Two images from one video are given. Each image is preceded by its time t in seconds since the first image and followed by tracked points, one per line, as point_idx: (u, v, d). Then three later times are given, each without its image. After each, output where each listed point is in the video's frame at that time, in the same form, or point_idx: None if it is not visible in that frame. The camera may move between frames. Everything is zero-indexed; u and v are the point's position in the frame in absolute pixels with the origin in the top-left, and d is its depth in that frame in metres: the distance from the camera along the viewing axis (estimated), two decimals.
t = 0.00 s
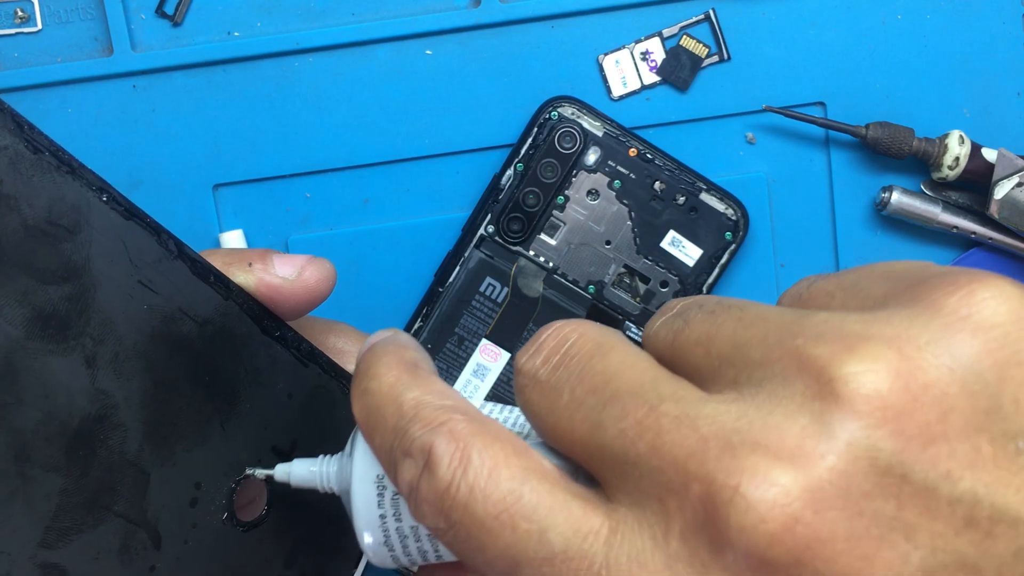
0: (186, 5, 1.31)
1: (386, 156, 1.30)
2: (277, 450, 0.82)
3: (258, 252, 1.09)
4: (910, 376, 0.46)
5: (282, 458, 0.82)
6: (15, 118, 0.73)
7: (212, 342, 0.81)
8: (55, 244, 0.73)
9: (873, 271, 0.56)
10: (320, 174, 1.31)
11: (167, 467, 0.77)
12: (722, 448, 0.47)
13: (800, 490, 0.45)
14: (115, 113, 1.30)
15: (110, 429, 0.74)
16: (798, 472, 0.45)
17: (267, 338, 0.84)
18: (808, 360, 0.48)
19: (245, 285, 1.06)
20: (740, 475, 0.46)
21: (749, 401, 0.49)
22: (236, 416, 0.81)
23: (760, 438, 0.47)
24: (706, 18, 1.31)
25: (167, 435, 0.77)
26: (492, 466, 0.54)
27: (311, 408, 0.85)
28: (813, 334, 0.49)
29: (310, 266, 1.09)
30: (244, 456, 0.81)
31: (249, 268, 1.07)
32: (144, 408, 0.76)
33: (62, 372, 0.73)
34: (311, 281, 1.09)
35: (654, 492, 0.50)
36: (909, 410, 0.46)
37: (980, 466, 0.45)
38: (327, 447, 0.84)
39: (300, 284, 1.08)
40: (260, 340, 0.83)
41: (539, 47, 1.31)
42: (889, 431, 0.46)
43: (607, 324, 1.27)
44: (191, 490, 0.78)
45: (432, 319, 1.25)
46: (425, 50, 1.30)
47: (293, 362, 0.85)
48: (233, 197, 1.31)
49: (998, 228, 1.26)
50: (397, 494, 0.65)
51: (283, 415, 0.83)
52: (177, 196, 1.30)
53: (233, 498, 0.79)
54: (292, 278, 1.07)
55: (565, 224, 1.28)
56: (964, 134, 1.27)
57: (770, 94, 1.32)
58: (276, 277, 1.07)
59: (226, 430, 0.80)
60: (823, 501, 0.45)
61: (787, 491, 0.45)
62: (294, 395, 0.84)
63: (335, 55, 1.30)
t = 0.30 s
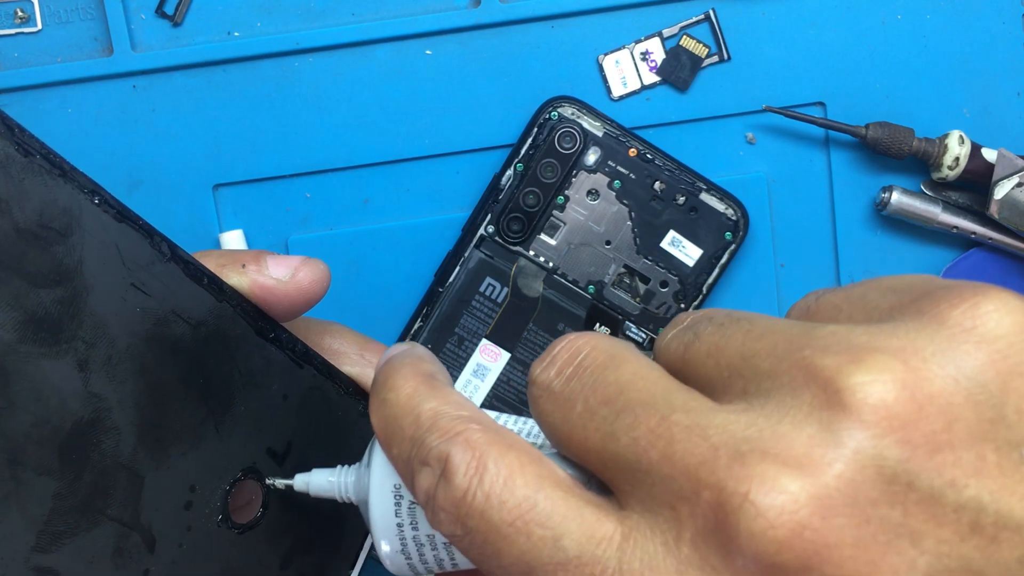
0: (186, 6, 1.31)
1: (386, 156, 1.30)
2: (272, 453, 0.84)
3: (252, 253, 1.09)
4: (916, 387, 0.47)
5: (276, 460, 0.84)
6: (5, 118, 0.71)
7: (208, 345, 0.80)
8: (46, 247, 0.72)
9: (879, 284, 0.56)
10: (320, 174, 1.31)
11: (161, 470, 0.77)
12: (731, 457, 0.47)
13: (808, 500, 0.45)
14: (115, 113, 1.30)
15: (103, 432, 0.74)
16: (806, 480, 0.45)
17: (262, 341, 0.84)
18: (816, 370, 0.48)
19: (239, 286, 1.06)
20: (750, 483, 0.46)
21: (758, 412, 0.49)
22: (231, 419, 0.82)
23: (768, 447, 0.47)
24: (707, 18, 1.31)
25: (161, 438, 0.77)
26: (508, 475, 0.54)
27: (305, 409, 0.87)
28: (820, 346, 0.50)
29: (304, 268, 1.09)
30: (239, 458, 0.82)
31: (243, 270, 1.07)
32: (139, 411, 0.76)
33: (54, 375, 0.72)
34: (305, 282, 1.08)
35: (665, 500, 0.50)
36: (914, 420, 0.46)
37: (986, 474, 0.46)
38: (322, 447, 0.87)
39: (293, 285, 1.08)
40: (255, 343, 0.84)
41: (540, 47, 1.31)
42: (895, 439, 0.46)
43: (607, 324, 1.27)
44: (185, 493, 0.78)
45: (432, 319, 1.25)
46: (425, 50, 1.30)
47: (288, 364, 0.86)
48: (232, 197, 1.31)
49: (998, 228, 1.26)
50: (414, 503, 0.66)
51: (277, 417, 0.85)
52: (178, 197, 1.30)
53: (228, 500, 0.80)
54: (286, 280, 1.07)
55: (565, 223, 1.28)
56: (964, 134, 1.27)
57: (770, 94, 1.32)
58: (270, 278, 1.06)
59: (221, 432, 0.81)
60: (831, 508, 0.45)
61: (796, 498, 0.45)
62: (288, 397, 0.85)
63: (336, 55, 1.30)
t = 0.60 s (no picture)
0: (186, 5, 1.31)
1: (386, 156, 1.30)
2: (272, 452, 0.83)
3: (252, 254, 1.09)
4: (907, 432, 0.47)
5: (278, 459, 0.83)
6: (6, 120, 0.71)
7: (208, 345, 0.80)
8: (47, 248, 0.72)
9: (867, 320, 0.57)
10: (320, 174, 1.31)
11: (161, 469, 0.77)
12: (723, 505, 0.47)
13: (803, 549, 0.45)
14: (115, 113, 1.30)
15: (103, 433, 0.74)
16: (799, 529, 0.45)
17: (263, 341, 0.83)
18: (806, 415, 0.48)
19: (239, 286, 1.06)
20: (742, 533, 0.45)
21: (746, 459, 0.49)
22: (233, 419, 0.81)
23: (756, 495, 0.47)
24: (707, 18, 1.31)
25: (161, 438, 0.77)
26: (499, 524, 0.54)
27: (306, 409, 0.85)
28: (811, 388, 0.49)
29: (304, 267, 1.09)
30: (240, 458, 0.81)
31: (243, 270, 1.07)
32: (138, 412, 0.75)
33: (55, 376, 0.72)
34: (305, 281, 1.08)
35: (658, 546, 0.49)
36: (906, 464, 0.46)
37: (979, 517, 0.46)
38: (324, 446, 0.85)
39: (292, 284, 1.08)
40: (256, 343, 0.82)
41: (540, 47, 1.31)
42: (888, 485, 0.46)
43: (607, 324, 1.27)
44: (186, 493, 0.78)
45: (431, 319, 1.26)
46: (425, 50, 1.30)
47: (289, 363, 0.84)
48: (233, 196, 1.31)
49: (998, 228, 1.26)
50: (406, 549, 0.69)
51: (279, 417, 0.83)
52: (178, 197, 1.30)
53: (228, 501, 0.80)
54: (286, 279, 1.07)
55: (565, 223, 1.28)
56: (964, 134, 1.27)
57: (771, 94, 1.32)
58: (269, 278, 1.06)
59: (221, 432, 0.80)
60: (824, 558, 0.45)
61: (788, 548, 0.45)
62: (290, 396, 0.84)
63: (335, 55, 1.30)
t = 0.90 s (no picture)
0: (186, 6, 1.31)
1: (386, 156, 1.30)
2: (278, 461, 0.79)
3: (255, 265, 1.09)
4: (1008, 395, 0.41)
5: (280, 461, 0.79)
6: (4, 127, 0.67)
7: (215, 356, 0.77)
8: (50, 257, 0.68)
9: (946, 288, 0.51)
10: (320, 174, 1.31)
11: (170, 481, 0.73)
12: (804, 467, 0.39)
13: (898, 519, 0.37)
14: (115, 113, 1.30)
15: (111, 445, 0.69)
16: (898, 494, 0.38)
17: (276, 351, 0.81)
18: (898, 373, 0.42)
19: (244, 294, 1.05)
20: (837, 495, 0.38)
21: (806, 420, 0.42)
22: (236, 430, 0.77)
23: (832, 457, 0.39)
24: (706, 19, 1.31)
25: (169, 450, 0.73)
26: (553, 480, 0.44)
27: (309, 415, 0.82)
28: (902, 347, 0.43)
29: (308, 276, 1.09)
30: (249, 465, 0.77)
31: (247, 279, 1.06)
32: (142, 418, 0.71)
33: (60, 389, 0.67)
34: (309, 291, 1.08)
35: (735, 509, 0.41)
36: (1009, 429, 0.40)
37: None
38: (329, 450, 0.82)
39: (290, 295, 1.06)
40: (260, 352, 0.80)
41: (540, 48, 1.31)
42: (987, 449, 0.39)
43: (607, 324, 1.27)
44: (191, 504, 0.74)
45: (431, 319, 1.25)
46: (425, 50, 1.30)
47: (294, 371, 0.82)
48: (233, 196, 1.31)
49: (999, 228, 1.26)
50: (439, 500, 0.59)
51: (281, 417, 0.80)
52: (178, 197, 1.30)
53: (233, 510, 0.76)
54: (290, 288, 1.07)
55: (565, 223, 1.28)
56: (964, 134, 1.27)
57: (771, 94, 1.32)
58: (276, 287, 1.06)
59: (224, 443, 0.76)
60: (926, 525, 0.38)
61: (886, 516, 0.37)
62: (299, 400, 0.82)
63: (335, 55, 1.30)
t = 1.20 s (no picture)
0: (186, 6, 1.30)
1: (385, 156, 1.30)
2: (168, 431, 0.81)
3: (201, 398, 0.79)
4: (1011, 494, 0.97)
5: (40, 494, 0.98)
6: None
7: None
8: None
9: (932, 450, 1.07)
10: (320, 174, 1.31)
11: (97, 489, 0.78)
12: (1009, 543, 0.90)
13: None
14: (114, 114, 1.30)
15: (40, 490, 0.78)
16: None
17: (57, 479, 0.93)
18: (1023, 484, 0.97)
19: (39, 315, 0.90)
20: None
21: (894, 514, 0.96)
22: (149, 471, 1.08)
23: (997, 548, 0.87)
24: (707, 19, 1.31)
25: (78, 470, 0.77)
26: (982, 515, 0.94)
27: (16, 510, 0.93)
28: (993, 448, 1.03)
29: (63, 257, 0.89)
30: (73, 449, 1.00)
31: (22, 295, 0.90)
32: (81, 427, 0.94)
33: None
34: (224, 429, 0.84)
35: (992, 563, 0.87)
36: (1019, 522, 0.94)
37: None
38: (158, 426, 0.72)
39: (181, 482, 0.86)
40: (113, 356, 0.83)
41: (540, 48, 1.31)
42: None
43: (607, 324, 1.26)
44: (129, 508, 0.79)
45: (432, 319, 1.26)
46: (425, 50, 1.30)
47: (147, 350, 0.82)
48: (232, 196, 1.31)
49: (998, 228, 1.26)
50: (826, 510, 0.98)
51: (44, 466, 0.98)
52: (178, 197, 1.31)
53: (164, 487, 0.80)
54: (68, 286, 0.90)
55: (565, 223, 1.26)
56: (964, 134, 1.27)
57: (771, 93, 1.32)
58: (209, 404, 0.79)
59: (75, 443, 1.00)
60: None
61: None
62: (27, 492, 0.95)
63: (335, 55, 1.30)
